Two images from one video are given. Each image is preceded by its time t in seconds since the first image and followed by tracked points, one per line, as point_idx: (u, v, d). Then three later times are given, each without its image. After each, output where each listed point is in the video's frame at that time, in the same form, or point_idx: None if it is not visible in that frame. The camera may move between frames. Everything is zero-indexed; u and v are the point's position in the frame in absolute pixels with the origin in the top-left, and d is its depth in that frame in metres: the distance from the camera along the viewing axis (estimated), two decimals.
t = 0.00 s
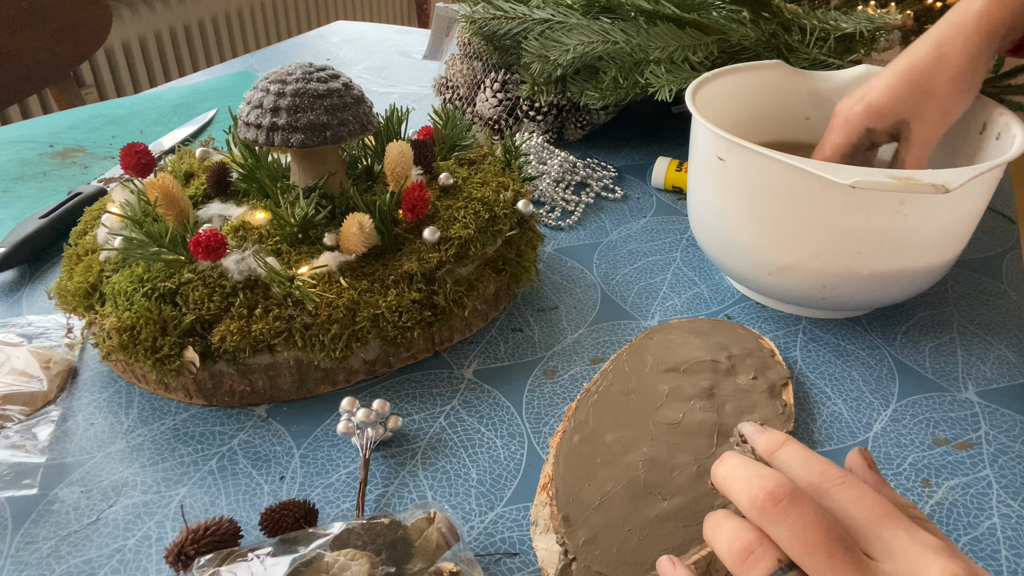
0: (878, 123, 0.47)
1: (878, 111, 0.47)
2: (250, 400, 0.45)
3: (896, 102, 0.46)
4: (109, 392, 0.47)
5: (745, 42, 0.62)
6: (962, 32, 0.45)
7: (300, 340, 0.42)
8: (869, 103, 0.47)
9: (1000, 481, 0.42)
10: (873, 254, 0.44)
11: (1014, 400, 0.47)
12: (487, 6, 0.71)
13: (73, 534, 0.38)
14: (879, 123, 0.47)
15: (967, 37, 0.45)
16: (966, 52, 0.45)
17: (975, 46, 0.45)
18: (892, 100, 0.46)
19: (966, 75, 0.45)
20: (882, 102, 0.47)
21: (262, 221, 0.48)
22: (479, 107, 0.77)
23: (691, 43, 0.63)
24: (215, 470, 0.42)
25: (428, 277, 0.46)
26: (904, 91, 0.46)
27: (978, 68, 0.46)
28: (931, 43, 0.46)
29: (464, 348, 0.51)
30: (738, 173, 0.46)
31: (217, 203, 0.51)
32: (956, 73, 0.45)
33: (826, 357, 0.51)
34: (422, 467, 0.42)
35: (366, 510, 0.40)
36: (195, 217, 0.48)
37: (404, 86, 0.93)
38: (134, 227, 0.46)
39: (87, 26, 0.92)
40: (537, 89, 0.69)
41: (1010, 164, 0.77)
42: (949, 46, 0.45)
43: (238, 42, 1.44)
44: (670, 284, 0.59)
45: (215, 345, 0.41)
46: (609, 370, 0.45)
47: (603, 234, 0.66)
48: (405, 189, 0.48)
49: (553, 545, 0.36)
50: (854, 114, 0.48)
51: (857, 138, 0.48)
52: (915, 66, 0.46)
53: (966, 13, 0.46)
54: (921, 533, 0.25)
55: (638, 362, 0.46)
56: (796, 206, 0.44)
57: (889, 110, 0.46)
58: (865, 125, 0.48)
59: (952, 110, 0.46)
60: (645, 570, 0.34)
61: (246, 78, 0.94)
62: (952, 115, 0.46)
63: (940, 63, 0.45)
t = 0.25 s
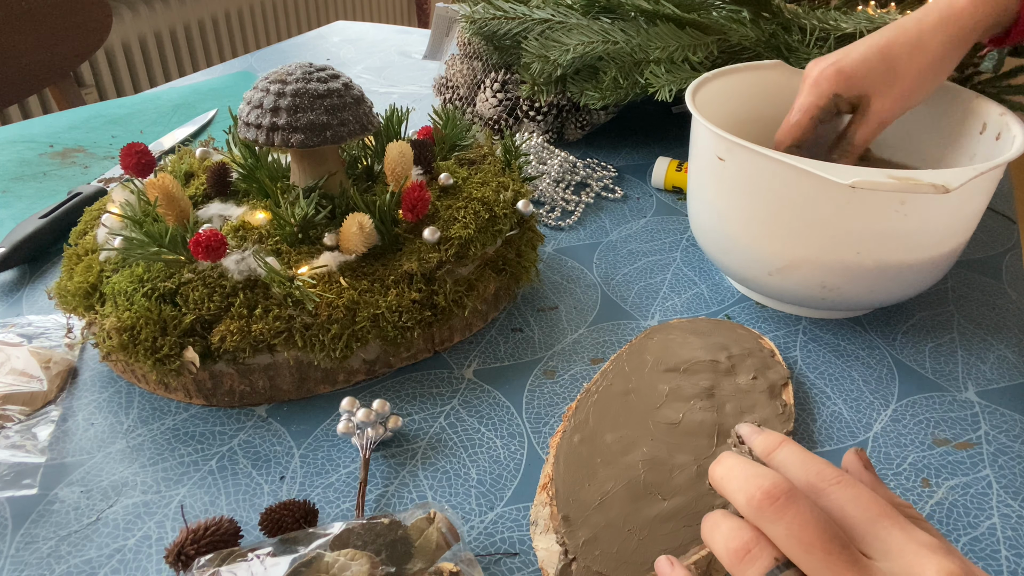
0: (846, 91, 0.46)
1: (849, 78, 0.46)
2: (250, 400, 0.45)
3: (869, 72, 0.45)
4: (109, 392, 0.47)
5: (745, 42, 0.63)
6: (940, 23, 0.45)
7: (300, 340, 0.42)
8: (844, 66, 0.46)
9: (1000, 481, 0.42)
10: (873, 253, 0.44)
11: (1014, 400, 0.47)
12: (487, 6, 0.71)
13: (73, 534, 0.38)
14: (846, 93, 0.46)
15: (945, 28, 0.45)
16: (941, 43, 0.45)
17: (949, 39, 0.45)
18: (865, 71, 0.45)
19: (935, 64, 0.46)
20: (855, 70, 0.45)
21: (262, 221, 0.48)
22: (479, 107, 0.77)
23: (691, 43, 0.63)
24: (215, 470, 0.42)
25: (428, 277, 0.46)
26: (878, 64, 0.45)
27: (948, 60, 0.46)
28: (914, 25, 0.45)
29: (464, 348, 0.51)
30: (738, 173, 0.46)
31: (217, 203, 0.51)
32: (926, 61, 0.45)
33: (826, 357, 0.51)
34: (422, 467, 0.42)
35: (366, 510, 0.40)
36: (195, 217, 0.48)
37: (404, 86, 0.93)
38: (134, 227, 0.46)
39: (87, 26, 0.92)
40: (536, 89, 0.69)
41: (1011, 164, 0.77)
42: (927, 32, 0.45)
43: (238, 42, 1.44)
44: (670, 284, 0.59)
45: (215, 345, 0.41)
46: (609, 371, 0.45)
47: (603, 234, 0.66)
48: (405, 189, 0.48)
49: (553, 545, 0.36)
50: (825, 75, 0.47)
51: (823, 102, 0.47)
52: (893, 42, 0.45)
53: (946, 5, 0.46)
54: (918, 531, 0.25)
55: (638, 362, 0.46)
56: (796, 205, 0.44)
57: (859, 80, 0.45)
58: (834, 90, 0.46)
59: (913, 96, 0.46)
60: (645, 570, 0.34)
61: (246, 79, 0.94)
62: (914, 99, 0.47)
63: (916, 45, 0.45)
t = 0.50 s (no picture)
0: (857, 155, 0.47)
1: (858, 144, 0.47)
2: (250, 400, 0.45)
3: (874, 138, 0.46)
4: (109, 392, 0.47)
5: (745, 42, 0.62)
6: (948, 75, 0.45)
7: (300, 340, 0.42)
8: (850, 134, 0.47)
9: (1000, 481, 0.42)
10: (873, 253, 0.44)
11: (1014, 400, 0.47)
12: (487, 6, 0.71)
13: (73, 534, 0.38)
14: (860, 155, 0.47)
15: (955, 80, 0.45)
16: (951, 96, 0.45)
17: (959, 93, 0.45)
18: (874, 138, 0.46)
19: (951, 118, 0.46)
20: (865, 137, 0.47)
21: (262, 221, 0.48)
22: (479, 107, 0.77)
23: (691, 43, 0.63)
24: (215, 470, 0.42)
25: (428, 277, 0.46)
26: (889, 128, 0.46)
27: (962, 112, 0.46)
28: (917, 81, 0.46)
29: (464, 349, 0.51)
30: (738, 173, 0.46)
31: (217, 203, 0.51)
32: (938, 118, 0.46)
33: (826, 357, 0.51)
34: (422, 467, 0.42)
35: (366, 510, 0.40)
36: (195, 217, 0.48)
37: (404, 86, 0.93)
38: (134, 227, 0.46)
39: (86, 26, 0.92)
40: (537, 89, 0.69)
41: (1011, 164, 0.77)
42: (935, 90, 0.45)
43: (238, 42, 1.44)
44: (670, 284, 0.59)
45: (215, 345, 0.41)
46: (609, 371, 0.45)
47: (603, 234, 0.66)
48: (405, 189, 0.48)
49: (553, 545, 0.36)
50: (834, 143, 0.48)
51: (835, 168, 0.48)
52: (900, 105, 0.46)
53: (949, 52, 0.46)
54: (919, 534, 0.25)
55: (638, 362, 0.46)
56: (796, 206, 0.44)
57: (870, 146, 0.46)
58: (843, 157, 0.48)
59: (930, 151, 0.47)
60: (645, 571, 0.34)
61: (246, 78, 0.94)
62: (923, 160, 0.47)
63: (925, 105, 0.45)
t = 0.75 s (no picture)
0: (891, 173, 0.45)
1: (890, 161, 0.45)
2: (250, 399, 0.45)
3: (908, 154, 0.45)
4: (109, 392, 0.47)
5: (745, 42, 0.62)
6: (967, 83, 0.46)
7: (300, 340, 0.42)
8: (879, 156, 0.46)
9: (1000, 481, 0.42)
10: (872, 253, 0.44)
11: (1014, 400, 0.47)
12: (487, 6, 0.71)
13: (73, 534, 0.38)
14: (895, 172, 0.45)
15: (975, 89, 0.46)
16: (976, 101, 0.45)
17: (982, 98, 0.46)
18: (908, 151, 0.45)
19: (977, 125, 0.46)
20: (898, 151, 0.45)
21: (262, 221, 0.48)
22: (479, 107, 0.77)
23: (691, 43, 0.63)
24: (215, 470, 0.41)
25: (428, 277, 0.46)
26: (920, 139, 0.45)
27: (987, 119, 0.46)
28: (937, 95, 0.46)
29: (463, 348, 0.51)
30: (738, 173, 0.46)
31: (217, 202, 0.51)
32: (966, 124, 0.45)
33: (826, 357, 0.51)
34: (422, 467, 0.42)
35: (366, 510, 0.40)
36: (195, 217, 0.48)
37: (404, 86, 0.93)
38: (134, 227, 0.46)
39: (86, 26, 0.92)
40: (537, 89, 0.69)
41: (1011, 164, 0.77)
42: (959, 96, 0.46)
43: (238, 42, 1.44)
44: (670, 284, 0.59)
45: (215, 345, 0.41)
46: (609, 371, 0.45)
47: (603, 234, 0.66)
48: (405, 189, 0.48)
49: (553, 545, 0.36)
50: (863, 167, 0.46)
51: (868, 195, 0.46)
52: (927, 115, 0.46)
53: (964, 61, 0.47)
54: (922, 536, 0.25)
55: (638, 362, 0.46)
56: (796, 205, 0.44)
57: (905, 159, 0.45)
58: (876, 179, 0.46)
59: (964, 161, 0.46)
60: (645, 570, 0.34)
61: (246, 78, 0.94)
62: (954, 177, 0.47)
63: (951, 113, 0.45)
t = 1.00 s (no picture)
0: (910, 154, 0.46)
1: (907, 143, 0.46)
2: (250, 399, 0.45)
3: (926, 132, 0.45)
4: (109, 392, 0.47)
5: (745, 42, 0.62)
6: (992, 61, 0.45)
7: (300, 340, 0.42)
8: (896, 135, 0.46)
9: (1000, 481, 0.42)
10: (872, 253, 0.44)
11: (1013, 400, 0.47)
12: (487, 6, 0.71)
13: (73, 534, 0.38)
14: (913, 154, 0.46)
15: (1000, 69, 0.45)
16: (1000, 80, 0.45)
17: (1006, 76, 0.45)
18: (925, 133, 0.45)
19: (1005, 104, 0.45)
20: (915, 133, 0.46)
21: (262, 221, 0.48)
22: (479, 107, 0.77)
23: (691, 43, 0.63)
24: (215, 470, 0.41)
25: (428, 277, 0.46)
26: (939, 120, 0.45)
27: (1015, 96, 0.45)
28: (961, 77, 0.46)
29: (464, 348, 0.51)
30: (738, 173, 0.46)
31: (217, 203, 0.51)
32: (990, 102, 0.44)
33: (826, 357, 0.51)
34: (422, 467, 0.42)
35: (366, 510, 0.40)
36: (194, 217, 0.48)
37: (404, 86, 0.93)
38: (134, 227, 0.46)
39: (86, 26, 0.92)
40: (537, 89, 0.69)
41: (1011, 164, 0.77)
42: (982, 76, 0.45)
43: (238, 41, 1.44)
44: (670, 284, 0.59)
45: (215, 345, 0.41)
46: (609, 371, 0.45)
47: (603, 234, 0.66)
48: (405, 189, 0.48)
49: (553, 545, 0.36)
50: (882, 146, 0.47)
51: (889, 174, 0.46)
52: (947, 96, 0.46)
53: (990, 41, 0.46)
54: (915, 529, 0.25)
55: (638, 362, 0.46)
56: (796, 205, 0.44)
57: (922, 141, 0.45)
58: (896, 158, 0.46)
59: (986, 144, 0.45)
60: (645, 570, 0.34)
61: (246, 78, 0.94)
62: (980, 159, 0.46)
63: (974, 93, 0.45)
